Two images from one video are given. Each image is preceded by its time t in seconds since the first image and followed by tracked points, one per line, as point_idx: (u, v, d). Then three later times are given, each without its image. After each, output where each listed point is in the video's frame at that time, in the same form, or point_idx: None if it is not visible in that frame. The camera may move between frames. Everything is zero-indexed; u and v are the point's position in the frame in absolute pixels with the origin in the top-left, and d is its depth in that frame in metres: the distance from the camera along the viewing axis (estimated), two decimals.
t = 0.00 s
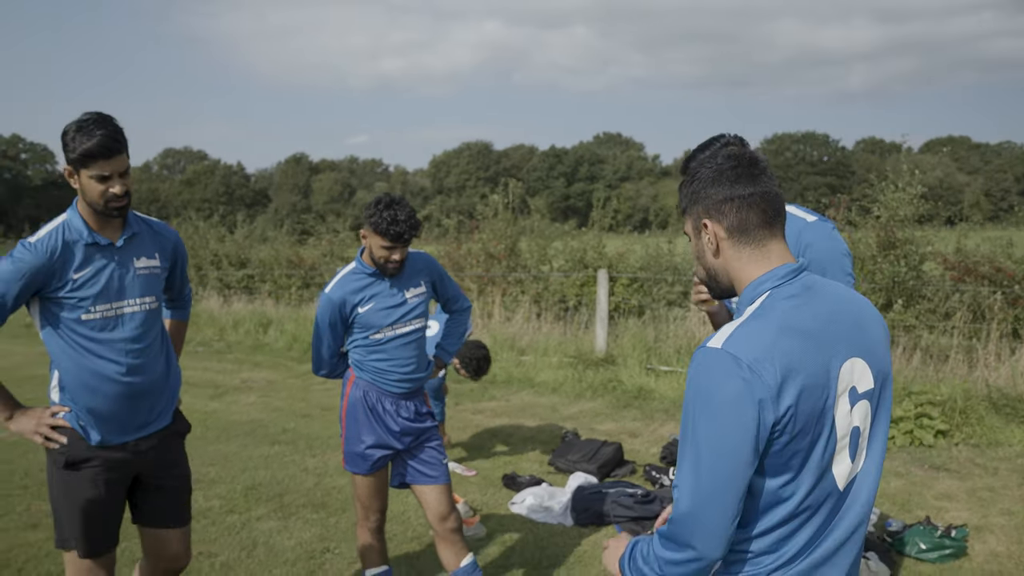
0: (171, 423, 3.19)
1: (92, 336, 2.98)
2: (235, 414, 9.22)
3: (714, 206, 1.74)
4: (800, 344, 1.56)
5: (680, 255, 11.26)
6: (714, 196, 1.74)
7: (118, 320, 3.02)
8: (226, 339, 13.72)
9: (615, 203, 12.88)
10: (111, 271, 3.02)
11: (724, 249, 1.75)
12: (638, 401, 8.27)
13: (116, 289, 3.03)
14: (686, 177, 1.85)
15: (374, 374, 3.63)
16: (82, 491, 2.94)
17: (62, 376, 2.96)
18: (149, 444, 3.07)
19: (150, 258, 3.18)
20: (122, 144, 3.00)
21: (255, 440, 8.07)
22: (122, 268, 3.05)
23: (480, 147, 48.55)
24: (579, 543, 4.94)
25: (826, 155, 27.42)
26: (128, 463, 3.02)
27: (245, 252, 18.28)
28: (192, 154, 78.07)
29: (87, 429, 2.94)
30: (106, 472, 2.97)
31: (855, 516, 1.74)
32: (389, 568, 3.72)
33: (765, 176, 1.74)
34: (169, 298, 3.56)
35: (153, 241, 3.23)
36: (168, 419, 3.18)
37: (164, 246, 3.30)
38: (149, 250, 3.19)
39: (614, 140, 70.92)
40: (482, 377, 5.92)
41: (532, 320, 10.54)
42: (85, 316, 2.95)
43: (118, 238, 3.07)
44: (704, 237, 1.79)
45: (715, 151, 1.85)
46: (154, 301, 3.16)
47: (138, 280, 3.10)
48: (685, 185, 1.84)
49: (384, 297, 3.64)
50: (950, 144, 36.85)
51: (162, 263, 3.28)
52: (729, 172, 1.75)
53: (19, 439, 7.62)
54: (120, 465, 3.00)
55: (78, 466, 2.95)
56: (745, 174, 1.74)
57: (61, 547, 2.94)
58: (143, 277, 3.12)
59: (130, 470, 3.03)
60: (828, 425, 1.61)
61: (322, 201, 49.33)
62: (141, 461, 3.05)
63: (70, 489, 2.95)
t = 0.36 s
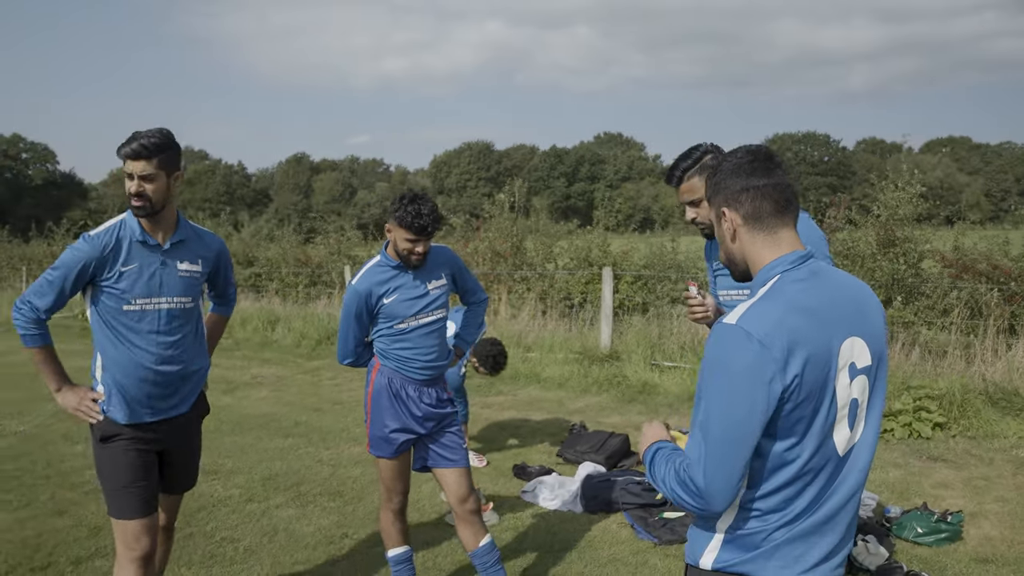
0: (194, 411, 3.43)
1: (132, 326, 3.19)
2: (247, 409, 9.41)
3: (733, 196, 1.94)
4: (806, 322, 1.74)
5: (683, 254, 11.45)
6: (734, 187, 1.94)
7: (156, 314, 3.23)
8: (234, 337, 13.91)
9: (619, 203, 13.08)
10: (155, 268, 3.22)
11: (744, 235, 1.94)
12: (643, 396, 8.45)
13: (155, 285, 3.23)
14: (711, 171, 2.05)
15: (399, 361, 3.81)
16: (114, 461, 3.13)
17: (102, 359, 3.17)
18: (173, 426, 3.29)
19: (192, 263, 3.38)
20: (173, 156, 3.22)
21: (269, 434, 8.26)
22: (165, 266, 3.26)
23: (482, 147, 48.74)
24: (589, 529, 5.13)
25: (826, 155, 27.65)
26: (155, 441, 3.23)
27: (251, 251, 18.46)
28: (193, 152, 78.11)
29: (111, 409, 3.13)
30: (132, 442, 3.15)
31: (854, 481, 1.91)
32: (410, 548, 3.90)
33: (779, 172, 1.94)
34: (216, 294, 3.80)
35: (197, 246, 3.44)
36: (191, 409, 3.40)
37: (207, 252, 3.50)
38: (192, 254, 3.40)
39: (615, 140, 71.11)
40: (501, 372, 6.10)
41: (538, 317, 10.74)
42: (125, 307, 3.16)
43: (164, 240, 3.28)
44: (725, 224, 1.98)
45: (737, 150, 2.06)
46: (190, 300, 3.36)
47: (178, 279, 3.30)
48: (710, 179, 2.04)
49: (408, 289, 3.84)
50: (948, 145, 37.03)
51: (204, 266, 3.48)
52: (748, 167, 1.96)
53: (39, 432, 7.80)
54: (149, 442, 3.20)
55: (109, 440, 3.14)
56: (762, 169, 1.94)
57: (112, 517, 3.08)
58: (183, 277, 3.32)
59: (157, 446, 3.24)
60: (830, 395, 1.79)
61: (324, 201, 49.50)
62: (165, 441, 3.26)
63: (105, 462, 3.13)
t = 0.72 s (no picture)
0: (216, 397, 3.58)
1: (158, 316, 3.45)
2: (260, 406, 9.59)
3: (748, 203, 2.09)
4: (809, 320, 1.89)
5: (690, 255, 11.59)
6: (748, 195, 2.09)
7: (178, 306, 3.46)
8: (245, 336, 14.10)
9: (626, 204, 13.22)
10: (182, 264, 3.47)
11: (757, 240, 2.09)
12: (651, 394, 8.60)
13: (181, 280, 3.47)
14: (730, 178, 2.20)
15: (418, 359, 3.97)
16: (142, 442, 3.31)
17: (129, 342, 3.45)
18: (196, 412, 3.46)
19: (220, 264, 3.58)
20: (197, 163, 3.43)
21: (284, 431, 8.44)
22: (192, 264, 3.49)
23: (488, 148, 48.89)
24: (600, 522, 5.28)
25: (832, 155, 27.71)
26: (179, 424, 3.41)
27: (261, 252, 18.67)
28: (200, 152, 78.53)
29: (130, 390, 3.39)
30: (159, 423, 3.36)
31: (851, 471, 2.06)
32: (428, 538, 4.05)
33: (793, 181, 2.08)
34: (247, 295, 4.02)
35: (227, 249, 3.65)
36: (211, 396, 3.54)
37: (235, 254, 3.68)
38: (220, 256, 3.60)
39: (620, 141, 71.17)
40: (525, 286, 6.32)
41: (547, 316, 10.89)
42: (151, 296, 3.44)
43: (193, 240, 3.51)
44: (741, 229, 2.13)
45: (754, 159, 2.20)
46: (214, 298, 3.56)
47: (202, 277, 3.52)
48: (728, 186, 2.19)
49: (427, 290, 3.99)
50: (954, 145, 37.01)
51: (233, 269, 3.68)
52: (763, 176, 2.09)
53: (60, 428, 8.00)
54: (174, 427, 3.39)
55: (137, 424, 3.35)
56: (777, 178, 2.08)
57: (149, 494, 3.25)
58: (209, 276, 3.53)
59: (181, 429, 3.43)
60: (830, 388, 1.94)
61: (330, 201, 49.72)
62: (188, 425, 3.44)
63: (135, 445, 3.32)
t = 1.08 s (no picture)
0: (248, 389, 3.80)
1: (193, 309, 3.68)
2: (289, 401, 9.89)
3: (766, 201, 2.25)
4: (816, 308, 2.05)
5: (711, 254, 11.69)
6: (765, 193, 2.25)
7: (212, 299, 3.70)
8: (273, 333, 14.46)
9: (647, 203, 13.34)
10: (214, 260, 3.72)
11: (774, 235, 2.26)
12: (671, 391, 8.74)
13: (214, 275, 3.71)
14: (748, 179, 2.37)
15: (447, 351, 4.18)
16: (179, 434, 3.55)
17: (166, 335, 3.70)
18: (231, 403, 3.69)
19: (249, 259, 3.82)
20: (223, 164, 3.65)
21: (313, 424, 8.71)
22: (223, 259, 3.74)
23: (510, 147, 49.10)
24: (620, 512, 5.45)
25: (857, 153, 27.49)
26: (214, 415, 3.64)
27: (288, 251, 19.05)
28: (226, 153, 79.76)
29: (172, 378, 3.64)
30: (195, 416, 3.58)
31: (856, 452, 2.21)
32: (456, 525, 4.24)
33: (808, 181, 2.24)
34: (277, 290, 4.26)
35: (255, 245, 3.88)
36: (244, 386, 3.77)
37: (263, 249, 3.91)
38: (248, 251, 3.84)
39: (642, 140, 70.95)
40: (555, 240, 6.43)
41: (569, 315, 11.06)
42: (186, 291, 3.68)
43: (222, 236, 3.75)
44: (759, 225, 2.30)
45: (771, 160, 2.36)
46: (245, 291, 3.79)
47: (233, 271, 3.75)
48: (747, 185, 2.35)
49: (456, 285, 4.20)
50: (983, 142, 36.45)
51: (261, 263, 3.91)
52: (779, 176, 2.26)
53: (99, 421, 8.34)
54: (210, 417, 3.62)
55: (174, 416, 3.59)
56: (793, 178, 2.24)
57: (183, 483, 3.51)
58: (240, 271, 3.78)
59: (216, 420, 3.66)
60: (836, 372, 2.10)
61: (354, 200, 50.27)
62: (224, 415, 3.67)
63: (173, 436, 3.57)
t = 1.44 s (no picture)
0: (279, 375, 3.98)
1: (226, 299, 3.87)
2: (312, 395, 10.12)
3: (784, 190, 2.37)
4: (834, 290, 2.19)
5: (728, 251, 11.77)
6: (783, 183, 2.38)
7: (243, 289, 3.88)
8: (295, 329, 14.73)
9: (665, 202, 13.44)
10: (244, 253, 3.90)
11: (792, 222, 2.38)
12: (688, 386, 8.85)
13: (245, 266, 3.90)
14: (762, 172, 2.49)
15: (471, 341, 4.34)
16: (213, 420, 3.75)
17: (200, 325, 3.90)
18: (263, 390, 3.88)
19: (276, 251, 4.01)
20: (251, 160, 3.81)
21: (336, 417, 8.92)
22: (252, 251, 3.92)
23: (528, 147, 49.26)
24: (637, 502, 5.59)
25: (877, 152, 27.32)
26: (247, 401, 3.83)
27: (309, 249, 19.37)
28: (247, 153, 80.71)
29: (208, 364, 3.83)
30: (228, 403, 3.78)
31: (867, 429, 2.35)
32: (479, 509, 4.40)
33: (821, 174, 2.38)
34: (303, 281, 4.45)
35: (281, 238, 4.07)
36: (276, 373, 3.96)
37: (290, 241, 4.11)
38: (275, 243, 4.03)
39: (660, 139, 70.78)
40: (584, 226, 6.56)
41: (586, 311, 11.20)
42: (218, 282, 3.87)
43: (251, 230, 3.94)
44: (774, 213, 2.42)
45: (785, 155, 2.50)
46: (273, 282, 3.98)
47: (262, 263, 3.94)
48: (761, 177, 2.48)
49: (480, 276, 4.36)
50: (1007, 141, 36.02)
51: (288, 255, 4.10)
52: (793, 168, 2.40)
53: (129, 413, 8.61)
54: (243, 403, 3.81)
55: (209, 402, 3.78)
56: (808, 170, 2.39)
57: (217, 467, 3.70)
58: (268, 263, 3.96)
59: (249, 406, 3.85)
60: (851, 352, 2.24)
61: (373, 199, 50.69)
62: (257, 400, 3.86)
63: (208, 422, 3.76)
